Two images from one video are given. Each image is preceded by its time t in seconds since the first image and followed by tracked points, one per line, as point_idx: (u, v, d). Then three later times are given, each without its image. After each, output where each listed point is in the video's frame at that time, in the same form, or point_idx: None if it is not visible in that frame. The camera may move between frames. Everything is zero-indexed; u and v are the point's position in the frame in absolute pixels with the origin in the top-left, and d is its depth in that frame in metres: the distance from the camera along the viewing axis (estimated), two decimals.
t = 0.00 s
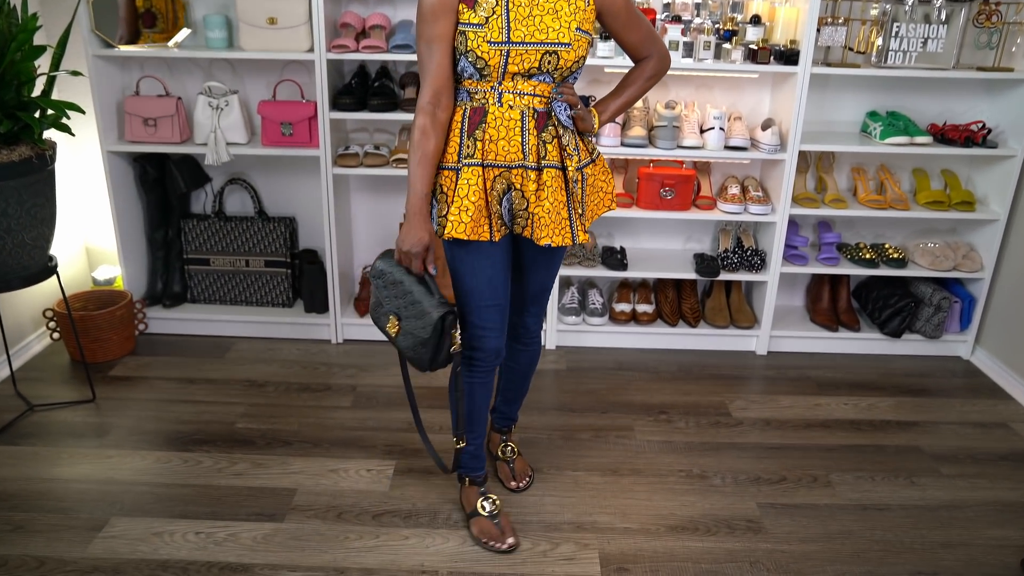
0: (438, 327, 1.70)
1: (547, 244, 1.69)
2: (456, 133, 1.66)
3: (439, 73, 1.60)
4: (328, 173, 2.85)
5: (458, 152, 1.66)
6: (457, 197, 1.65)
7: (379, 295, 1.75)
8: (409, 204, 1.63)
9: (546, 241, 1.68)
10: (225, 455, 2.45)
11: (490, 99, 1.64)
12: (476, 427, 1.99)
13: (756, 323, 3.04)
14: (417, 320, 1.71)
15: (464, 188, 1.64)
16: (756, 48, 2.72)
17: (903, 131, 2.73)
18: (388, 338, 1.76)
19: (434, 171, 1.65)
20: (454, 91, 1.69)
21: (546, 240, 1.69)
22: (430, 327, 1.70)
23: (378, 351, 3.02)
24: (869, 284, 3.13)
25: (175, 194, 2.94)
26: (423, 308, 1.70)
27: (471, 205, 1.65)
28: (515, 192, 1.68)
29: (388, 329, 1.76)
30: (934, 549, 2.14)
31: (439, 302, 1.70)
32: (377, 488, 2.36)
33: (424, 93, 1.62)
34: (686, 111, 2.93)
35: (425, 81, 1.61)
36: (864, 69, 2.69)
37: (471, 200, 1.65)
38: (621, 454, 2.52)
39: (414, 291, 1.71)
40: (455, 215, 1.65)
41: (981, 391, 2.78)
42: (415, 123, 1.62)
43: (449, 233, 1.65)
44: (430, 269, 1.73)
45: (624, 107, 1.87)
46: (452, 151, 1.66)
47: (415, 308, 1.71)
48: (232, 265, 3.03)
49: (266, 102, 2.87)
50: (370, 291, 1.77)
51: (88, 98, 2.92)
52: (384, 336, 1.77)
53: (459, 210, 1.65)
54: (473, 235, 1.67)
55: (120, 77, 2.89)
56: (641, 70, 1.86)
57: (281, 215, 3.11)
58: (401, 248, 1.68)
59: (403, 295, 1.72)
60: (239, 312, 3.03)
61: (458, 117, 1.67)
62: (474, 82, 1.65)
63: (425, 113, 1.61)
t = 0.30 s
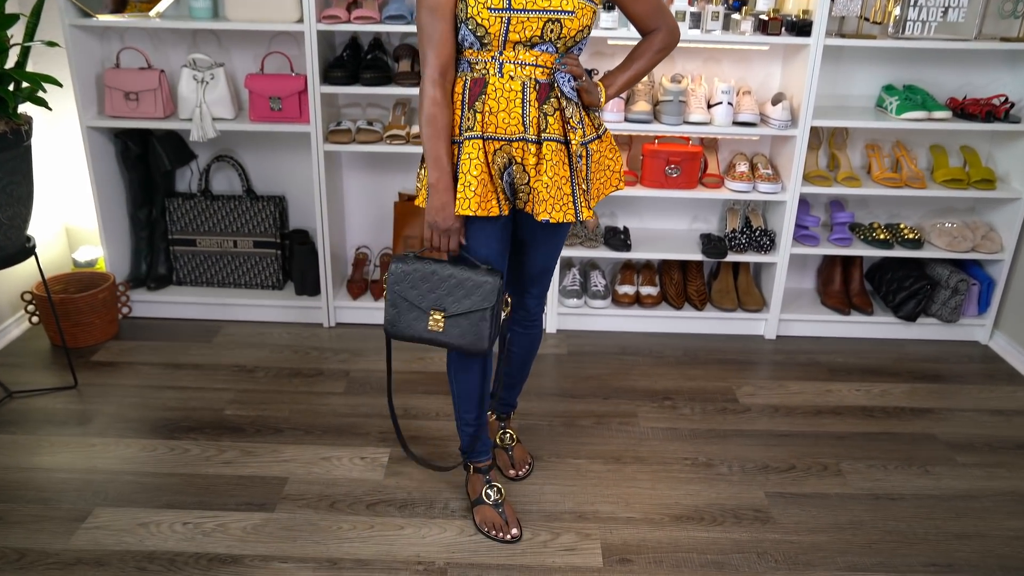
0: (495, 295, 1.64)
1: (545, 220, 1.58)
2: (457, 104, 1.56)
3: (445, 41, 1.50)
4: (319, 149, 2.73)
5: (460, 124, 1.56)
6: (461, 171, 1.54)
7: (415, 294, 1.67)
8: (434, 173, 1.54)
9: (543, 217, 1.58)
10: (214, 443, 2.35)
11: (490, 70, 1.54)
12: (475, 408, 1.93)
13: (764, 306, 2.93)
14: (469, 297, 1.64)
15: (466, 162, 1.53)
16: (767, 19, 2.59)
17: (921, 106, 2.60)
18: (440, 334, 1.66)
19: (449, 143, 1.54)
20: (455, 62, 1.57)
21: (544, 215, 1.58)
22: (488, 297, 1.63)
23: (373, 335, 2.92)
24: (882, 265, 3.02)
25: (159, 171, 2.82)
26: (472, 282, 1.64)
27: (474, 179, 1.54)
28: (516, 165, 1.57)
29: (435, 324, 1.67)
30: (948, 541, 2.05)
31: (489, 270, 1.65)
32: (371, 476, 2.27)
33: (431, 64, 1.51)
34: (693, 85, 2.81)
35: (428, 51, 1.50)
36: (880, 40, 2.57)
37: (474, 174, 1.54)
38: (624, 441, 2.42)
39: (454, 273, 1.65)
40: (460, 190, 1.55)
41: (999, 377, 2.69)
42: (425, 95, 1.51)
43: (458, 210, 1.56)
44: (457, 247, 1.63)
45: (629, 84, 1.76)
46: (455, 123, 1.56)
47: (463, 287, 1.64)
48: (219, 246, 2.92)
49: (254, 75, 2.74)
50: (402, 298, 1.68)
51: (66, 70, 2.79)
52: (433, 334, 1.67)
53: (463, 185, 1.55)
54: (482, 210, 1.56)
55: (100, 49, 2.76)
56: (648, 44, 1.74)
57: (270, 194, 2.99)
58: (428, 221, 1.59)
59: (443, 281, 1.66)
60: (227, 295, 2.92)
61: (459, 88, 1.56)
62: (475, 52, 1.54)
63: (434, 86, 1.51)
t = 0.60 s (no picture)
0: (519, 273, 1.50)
1: (554, 192, 1.43)
2: (459, 72, 1.42)
3: None
4: (306, 122, 2.55)
5: (463, 92, 1.41)
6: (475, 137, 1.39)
7: (431, 267, 1.50)
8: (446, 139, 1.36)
9: (553, 190, 1.43)
10: (195, 435, 2.21)
11: (493, 34, 1.40)
12: (478, 398, 1.81)
13: (780, 290, 2.77)
14: (492, 273, 1.49)
15: (478, 128, 1.39)
16: None
17: (952, 75, 2.42)
18: (459, 312, 1.51)
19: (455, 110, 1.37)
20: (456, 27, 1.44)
21: (552, 188, 1.43)
22: (513, 275, 1.49)
23: (366, 320, 2.76)
24: (907, 246, 2.86)
25: (135, 145, 2.65)
26: (495, 256, 1.49)
27: (496, 141, 1.39)
28: (523, 135, 1.43)
29: (453, 301, 1.51)
30: (978, 540, 1.91)
31: (513, 244, 1.49)
32: (362, 470, 2.12)
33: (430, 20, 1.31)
34: (705, 54, 2.63)
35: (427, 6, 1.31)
36: (910, 3, 2.38)
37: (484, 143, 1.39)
38: (632, 433, 2.27)
39: (474, 246, 1.49)
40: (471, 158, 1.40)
41: None
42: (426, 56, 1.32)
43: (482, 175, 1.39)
44: (485, 217, 1.44)
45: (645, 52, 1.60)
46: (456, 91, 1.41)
47: (484, 261, 1.49)
48: (200, 225, 2.76)
49: (236, 42, 2.56)
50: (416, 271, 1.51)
51: (32, 35, 2.61)
52: (450, 313, 1.51)
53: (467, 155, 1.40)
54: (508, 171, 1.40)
55: (69, 12, 2.57)
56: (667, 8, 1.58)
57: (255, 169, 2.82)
58: (451, 192, 1.39)
59: (463, 253, 1.49)
60: (210, 277, 2.76)
61: (460, 54, 1.43)
62: (476, 15, 1.40)
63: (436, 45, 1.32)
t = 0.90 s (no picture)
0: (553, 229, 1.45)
1: (586, 160, 1.38)
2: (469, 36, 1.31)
3: None
4: (289, 90, 2.34)
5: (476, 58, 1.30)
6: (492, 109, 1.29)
7: (489, 255, 1.37)
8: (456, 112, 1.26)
9: (583, 158, 1.38)
10: (169, 428, 2.02)
11: None
12: (484, 389, 1.64)
13: (804, 272, 2.57)
14: (537, 237, 1.42)
15: (495, 97, 1.29)
16: None
17: (996, 36, 2.22)
18: (530, 289, 1.41)
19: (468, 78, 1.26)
20: None
21: (583, 156, 1.38)
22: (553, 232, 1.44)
23: (358, 304, 2.57)
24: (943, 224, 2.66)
25: (101, 113, 2.44)
26: (538, 219, 1.42)
27: (513, 115, 1.29)
28: (541, 102, 1.34)
29: (521, 280, 1.40)
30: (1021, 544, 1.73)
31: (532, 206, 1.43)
32: (351, 466, 1.93)
33: None
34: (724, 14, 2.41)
35: None
36: None
37: (503, 113, 1.29)
38: (642, 426, 2.09)
39: (509, 222, 1.39)
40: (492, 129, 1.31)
41: None
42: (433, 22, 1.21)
43: (497, 149, 1.29)
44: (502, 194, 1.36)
45: None
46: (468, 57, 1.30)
47: (532, 228, 1.41)
48: (174, 201, 2.56)
49: None
50: (473, 266, 1.36)
51: None
52: (523, 294, 1.41)
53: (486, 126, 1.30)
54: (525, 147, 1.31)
55: None
56: None
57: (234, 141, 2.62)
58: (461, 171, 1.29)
59: (510, 229, 1.39)
60: (185, 258, 2.57)
61: (468, 16, 1.31)
62: None
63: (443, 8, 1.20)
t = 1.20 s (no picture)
0: (533, 227, 1.25)
1: (588, 137, 1.20)
2: None
3: None
4: (270, 57, 2.15)
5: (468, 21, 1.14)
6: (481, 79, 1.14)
7: (427, 237, 1.24)
8: (438, 84, 1.10)
9: (586, 134, 1.19)
10: (140, 425, 1.84)
11: None
12: (479, 381, 1.46)
13: (829, 257, 2.39)
14: (500, 233, 1.24)
15: (486, 66, 1.13)
16: None
17: None
18: (467, 285, 1.24)
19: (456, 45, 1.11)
20: None
21: (586, 131, 1.19)
22: (525, 232, 1.24)
23: (348, 290, 2.39)
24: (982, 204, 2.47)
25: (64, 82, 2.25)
26: (511, 214, 1.23)
27: (505, 87, 1.14)
28: (541, 72, 1.17)
29: (458, 274, 1.24)
30: None
31: (518, 196, 1.24)
32: (337, 465, 1.76)
33: None
34: None
35: None
36: None
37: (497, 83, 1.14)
38: (653, 423, 1.91)
39: (472, 209, 1.24)
40: (484, 101, 1.14)
41: None
42: None
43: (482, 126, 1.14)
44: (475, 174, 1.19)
45: None
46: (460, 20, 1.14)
47: (490, 220, 1.24)
48: (144, 178, 2.37)
49: None
50: (411, 245, 1.24)
51: None
52: (457, 288, 1.24)
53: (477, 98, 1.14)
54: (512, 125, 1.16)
55: None
56: None
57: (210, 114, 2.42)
58: (436, 151, 1.14)
59: (462, 215, 1.24)
60: (157, 240, 2.38)
61: None
62: None
63: None
